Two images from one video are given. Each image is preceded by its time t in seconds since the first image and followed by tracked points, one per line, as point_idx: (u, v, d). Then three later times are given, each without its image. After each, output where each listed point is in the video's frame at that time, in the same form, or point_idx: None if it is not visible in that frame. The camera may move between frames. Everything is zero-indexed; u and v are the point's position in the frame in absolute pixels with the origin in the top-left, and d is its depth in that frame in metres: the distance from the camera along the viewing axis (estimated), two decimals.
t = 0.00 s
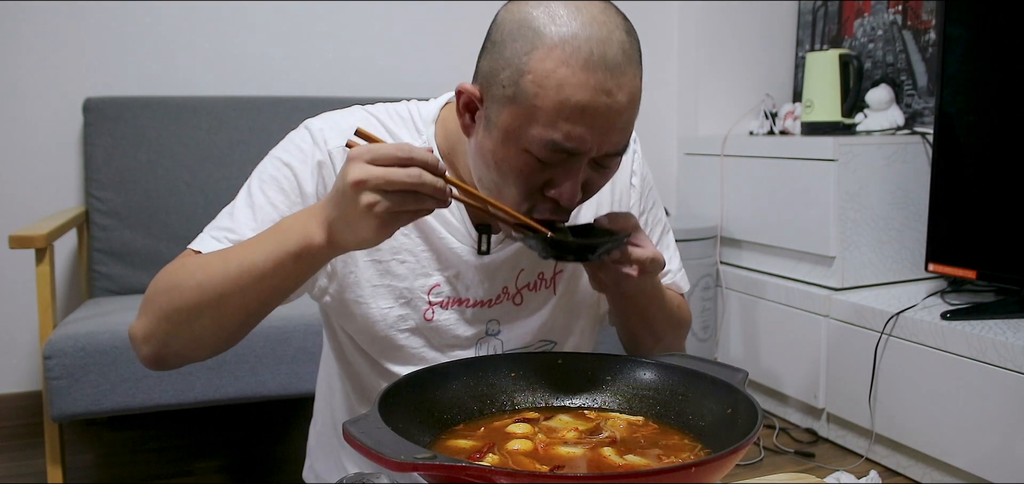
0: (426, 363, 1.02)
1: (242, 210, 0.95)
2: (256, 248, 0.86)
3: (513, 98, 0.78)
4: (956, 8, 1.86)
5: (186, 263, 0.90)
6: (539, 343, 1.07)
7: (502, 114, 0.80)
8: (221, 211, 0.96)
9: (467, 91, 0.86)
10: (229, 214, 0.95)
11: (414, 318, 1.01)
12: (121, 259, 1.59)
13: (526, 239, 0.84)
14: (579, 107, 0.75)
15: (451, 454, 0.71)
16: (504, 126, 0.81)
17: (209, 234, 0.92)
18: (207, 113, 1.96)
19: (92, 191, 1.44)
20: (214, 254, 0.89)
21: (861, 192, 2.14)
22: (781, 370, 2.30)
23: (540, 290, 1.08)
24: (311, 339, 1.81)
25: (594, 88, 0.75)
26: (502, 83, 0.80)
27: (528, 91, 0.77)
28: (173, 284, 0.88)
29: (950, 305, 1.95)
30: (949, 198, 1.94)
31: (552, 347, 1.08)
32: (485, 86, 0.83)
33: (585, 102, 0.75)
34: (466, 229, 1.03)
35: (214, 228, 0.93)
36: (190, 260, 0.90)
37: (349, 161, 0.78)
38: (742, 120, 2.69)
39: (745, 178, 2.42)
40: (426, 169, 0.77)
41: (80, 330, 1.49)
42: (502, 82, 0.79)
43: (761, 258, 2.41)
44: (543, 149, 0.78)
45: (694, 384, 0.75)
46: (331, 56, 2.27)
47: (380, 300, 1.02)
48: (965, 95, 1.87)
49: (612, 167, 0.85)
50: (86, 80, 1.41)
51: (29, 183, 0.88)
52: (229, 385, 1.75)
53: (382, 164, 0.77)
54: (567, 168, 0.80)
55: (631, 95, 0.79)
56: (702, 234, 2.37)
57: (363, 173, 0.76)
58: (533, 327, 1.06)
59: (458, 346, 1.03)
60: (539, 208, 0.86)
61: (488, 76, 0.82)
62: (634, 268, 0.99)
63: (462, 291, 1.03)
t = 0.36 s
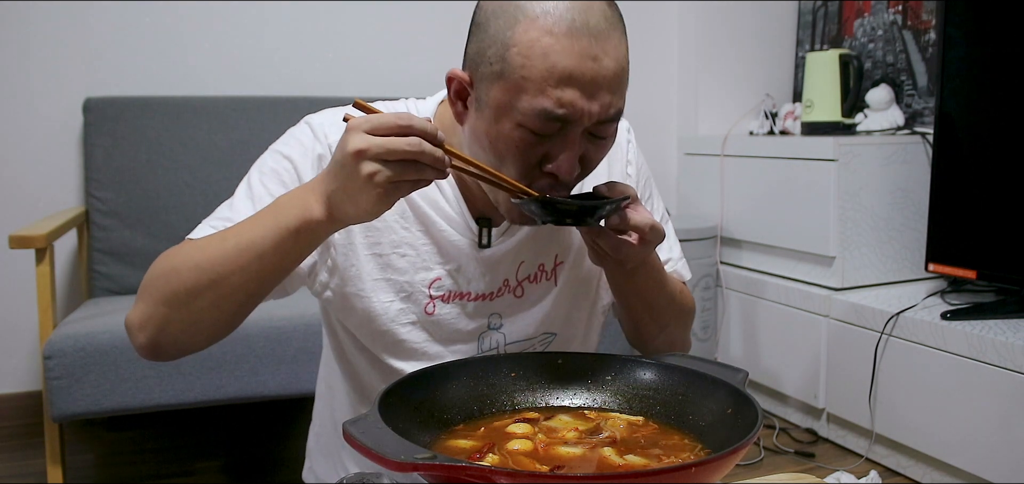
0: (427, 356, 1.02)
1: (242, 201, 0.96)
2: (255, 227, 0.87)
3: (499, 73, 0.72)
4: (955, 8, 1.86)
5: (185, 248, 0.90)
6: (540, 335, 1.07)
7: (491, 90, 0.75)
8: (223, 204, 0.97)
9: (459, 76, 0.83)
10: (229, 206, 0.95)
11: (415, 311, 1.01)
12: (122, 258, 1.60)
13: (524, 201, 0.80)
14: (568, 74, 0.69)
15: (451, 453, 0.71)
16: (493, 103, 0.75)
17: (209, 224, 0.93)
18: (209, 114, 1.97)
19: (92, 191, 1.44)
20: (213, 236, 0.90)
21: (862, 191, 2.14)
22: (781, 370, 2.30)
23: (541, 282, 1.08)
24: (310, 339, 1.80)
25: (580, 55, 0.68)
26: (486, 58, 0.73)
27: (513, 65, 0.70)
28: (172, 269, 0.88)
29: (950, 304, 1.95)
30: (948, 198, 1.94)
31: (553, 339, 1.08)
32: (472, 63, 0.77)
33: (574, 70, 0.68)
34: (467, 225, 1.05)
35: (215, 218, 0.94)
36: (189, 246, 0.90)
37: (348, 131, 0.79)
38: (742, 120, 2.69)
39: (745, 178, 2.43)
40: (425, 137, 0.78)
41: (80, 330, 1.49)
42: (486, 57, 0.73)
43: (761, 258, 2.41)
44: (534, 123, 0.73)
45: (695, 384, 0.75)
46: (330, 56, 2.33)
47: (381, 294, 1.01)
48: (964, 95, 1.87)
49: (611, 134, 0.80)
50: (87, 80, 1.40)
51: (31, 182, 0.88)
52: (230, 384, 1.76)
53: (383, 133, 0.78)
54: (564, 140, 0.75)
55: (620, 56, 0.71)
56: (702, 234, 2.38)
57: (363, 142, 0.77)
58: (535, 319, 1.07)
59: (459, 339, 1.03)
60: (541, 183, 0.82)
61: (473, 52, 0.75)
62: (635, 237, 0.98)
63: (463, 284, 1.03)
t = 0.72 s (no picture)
0: (425, 353, 1.02)
1: (238, 199, 0.96)
2: (248, 223, 0.86)
3: (492, 57, 0.76)
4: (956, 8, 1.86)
5: (181, 244, 0.90)
6: (540, 331, 1.07)
7: (484, 74, 0.78)
8: (219, 203, 0.97)
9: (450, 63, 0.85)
10: (225, 205, 0.95)
11: (412, 308, 1.02)
12: (121, 258, 1.60)
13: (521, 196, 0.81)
14: (559, 54, 0.73)
15: (451, 454, 0.71)
16: (487, 87, 0.79)
17: (204, 223, 0.92)
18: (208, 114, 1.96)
19: (92, 191, 1.43)
20: (207, 233, 0.89)
21: (861, 191, 2.14)
22: (781, 370, 2.30)
23: (540, 277, 1.08)
24: (310, 340, 1.80)
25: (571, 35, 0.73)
26: (479, 44, 0.77)
27: (505, 46, 0.74)
28: (168, 266, 0.88)
29: (950, 304, 1.95)
30: (949, 198, 1.94)
31: (552, 335, 1.08)
32: (464, 51, 0.80)
33: (565, 50, 0.73)
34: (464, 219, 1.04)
35: (210, 217, 0.94)
36: (185, 243, 0.90)
37: (340, 126, 0.78)
38: (742, 120, 2.69)
39: (745, 178, 2.42)
40: (418, 132, 0.78)
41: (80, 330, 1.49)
42: (480, 43, 0.77)
43: (761, 258, 2.41)
44: (528, 104, 0.76)
45: (695, 385, 0.75)
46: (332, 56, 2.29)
47: (378, 291, 1.01)
48: (965, 94, 1.87)
49: (604, 120, 0.83)
50: (86, 79, 1.40)
51: (29, 182, 0.88)
52: (230, 384, 1.73)
53: (375, 127, 0.77)
54: (556, 122, 0.78)
55: (612, 40, 0.76)
56: (702, 234, 2.37)
57: (354, 137, 0.76)
58: (534, 314, 1.07)
59: (458, 336, 1.03)
60: (533, 169, 0.84)
61: (466, 40, 0.79)
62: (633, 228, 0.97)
63: (461, 280, 1.03)
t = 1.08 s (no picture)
0: (422, 349, 1.03)
1: (235, 198, 0.95)
2: (242, 223, 0.85)
3: (486, 50, 0.73)
4: (956, 8, 1.86)
5: (176, 244, 0.90)
6: (538, 327, 1.08)
7: (478, 66, 0.76)
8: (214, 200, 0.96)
9: (446, 54, 0.82)
10: (222, 203, 0.95)
11: (409, 304, 1.02)
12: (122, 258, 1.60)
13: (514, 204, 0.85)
14: (554, 49, 0.70)
15: (451, 454, 0.71)
16: (480, 78, 0.77)
17: (201, 222, 0.92)
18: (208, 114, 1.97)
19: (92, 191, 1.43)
20: (201, 232, 0.88)
21: (861, 191, 2.14)
22: (781, 370, 2.29)
23: (537, 273, 1.08)
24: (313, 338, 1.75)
25: (566, 30, 0.70)
26: (474, 35, 0.74)
27: (499, 39, 0.71)
28: (162, 265, 0.88)
29: (950, 304, 1.95)
30: (949, 198, 1.94)
31: (550, 331, 1.09)
32: (460, 43, 0.78)
33: (559, 45, 0.70)
34: (461, 213, 1.04)
35: (207, 216, 0.93)
36: (180, 243, 0.90)
37: (330, 130, 0.77)
38: (742, 120, 2.69)
39: (745, 178, 2.42)
40: (409, 134, 0.77)
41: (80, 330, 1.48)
42: (475, 35, 0.74)
43: (761, 258, 2.41)
44: (519, 98, 0.73)
45: (695, 385, 0.75)
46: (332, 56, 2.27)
47: (374, 288, 1.01)
48: (965, 94, 1.87)
49: (597, 115, 0.80)
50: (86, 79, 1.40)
51: (29, 183, 0.88)
52: (229, 384, 1.72)
53: (365, 131, 0.76)
54: (550, 116, 0.77)
55: (607, 36, 0.72)
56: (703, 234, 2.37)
57: (343, 141, 0.75)
58: (530, 310, 1.07)
59: (455, 332, 1.04)
60: (523, 159, 0.83)
61: (461, 31, 0.76)
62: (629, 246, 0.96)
63: (458, 276, 1.03)
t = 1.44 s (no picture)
0: (423, 356, 1.03)
1: (234, 203, 0.96)
2: (234, 238, 0.85)
3: (496, 45, 0.77)
4: (956, 8, 1.86)
5: (171, 253, 0.90)
6: (539, 337, 1.08)
7: (486, 62, 0.79)
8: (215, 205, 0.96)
9: (453, 51, 0.84)
10: (221, 208, 0.95)
11: (411, 311, 1.02)
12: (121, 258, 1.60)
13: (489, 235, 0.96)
14: (564, 44, 0.74)
15: (451, 454, 0.71)
16: (488, 74, 0.79)
17: (200, 227, 0.92)
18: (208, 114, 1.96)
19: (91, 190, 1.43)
20: (196, 243, 0.88)
21: (861, 191, 2.14)
22: (781, 370, 2.29)
23: (541, 282, 1.07)
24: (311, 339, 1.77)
25: (576, 27, 0.74)
26: (484, 32, 0.78)
27: (510, 35, 0.76)
28: (156, 275, 0.88)
29: (950, 304, 1.95)
30: (949, 198, 1.94)
31: (553, 342, 1.08)
32: (468, 40, 0.81)
33: (569, 41, 0.74)
34: (465, 218, 1.03)
35: (207, 221, 0.94)
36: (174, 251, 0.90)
37: (325, 152, 0.77)
38: (742, 120, 2.69)
39: (745, 178, 2.42)
40: (403, 156, 0.77)
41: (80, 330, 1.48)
42: (485, 31, 0.78)
43: (761, 258, 2.41)
44: (529, 92, 0.76)
45: (695, 385, 0.75)
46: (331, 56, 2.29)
47: (376, 293, 1.01)
48: (965, 94, 1.87)
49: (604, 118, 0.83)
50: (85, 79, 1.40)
51: (29, 183, 0.88)
52: (229, 384, 1.71)
53: (360, 153, 0.76)
54: (558, 113, 0.78)
55: (616, 36, 0.77)
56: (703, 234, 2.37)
57: (340, 165, 0.75)
58: (534, 319, 1.07)
59: (456, 339, 1.04)
60: (531, 162, 0.83)
61: (471, 29, 0.80)
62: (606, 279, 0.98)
63: (460, 282, 1.03)
